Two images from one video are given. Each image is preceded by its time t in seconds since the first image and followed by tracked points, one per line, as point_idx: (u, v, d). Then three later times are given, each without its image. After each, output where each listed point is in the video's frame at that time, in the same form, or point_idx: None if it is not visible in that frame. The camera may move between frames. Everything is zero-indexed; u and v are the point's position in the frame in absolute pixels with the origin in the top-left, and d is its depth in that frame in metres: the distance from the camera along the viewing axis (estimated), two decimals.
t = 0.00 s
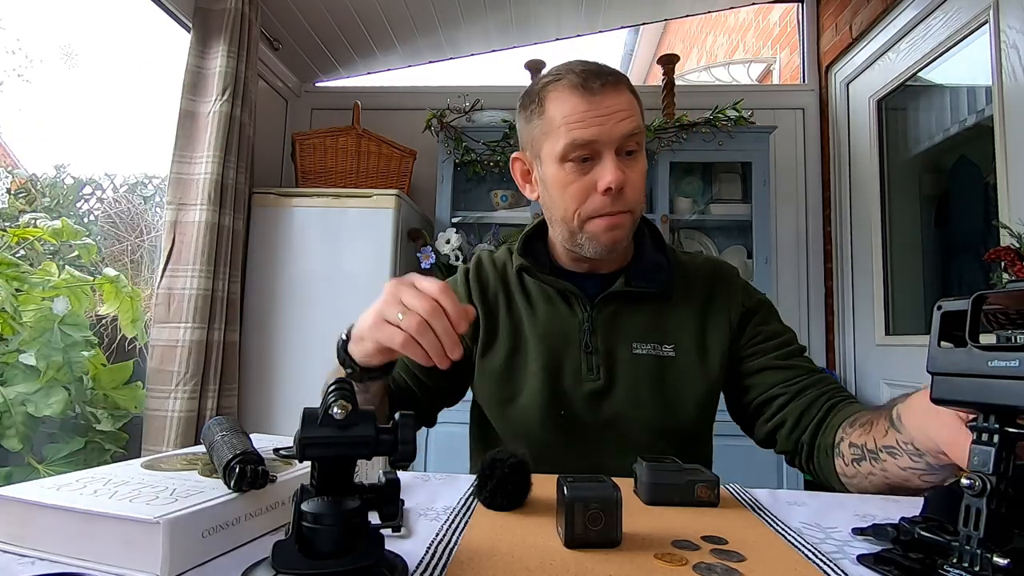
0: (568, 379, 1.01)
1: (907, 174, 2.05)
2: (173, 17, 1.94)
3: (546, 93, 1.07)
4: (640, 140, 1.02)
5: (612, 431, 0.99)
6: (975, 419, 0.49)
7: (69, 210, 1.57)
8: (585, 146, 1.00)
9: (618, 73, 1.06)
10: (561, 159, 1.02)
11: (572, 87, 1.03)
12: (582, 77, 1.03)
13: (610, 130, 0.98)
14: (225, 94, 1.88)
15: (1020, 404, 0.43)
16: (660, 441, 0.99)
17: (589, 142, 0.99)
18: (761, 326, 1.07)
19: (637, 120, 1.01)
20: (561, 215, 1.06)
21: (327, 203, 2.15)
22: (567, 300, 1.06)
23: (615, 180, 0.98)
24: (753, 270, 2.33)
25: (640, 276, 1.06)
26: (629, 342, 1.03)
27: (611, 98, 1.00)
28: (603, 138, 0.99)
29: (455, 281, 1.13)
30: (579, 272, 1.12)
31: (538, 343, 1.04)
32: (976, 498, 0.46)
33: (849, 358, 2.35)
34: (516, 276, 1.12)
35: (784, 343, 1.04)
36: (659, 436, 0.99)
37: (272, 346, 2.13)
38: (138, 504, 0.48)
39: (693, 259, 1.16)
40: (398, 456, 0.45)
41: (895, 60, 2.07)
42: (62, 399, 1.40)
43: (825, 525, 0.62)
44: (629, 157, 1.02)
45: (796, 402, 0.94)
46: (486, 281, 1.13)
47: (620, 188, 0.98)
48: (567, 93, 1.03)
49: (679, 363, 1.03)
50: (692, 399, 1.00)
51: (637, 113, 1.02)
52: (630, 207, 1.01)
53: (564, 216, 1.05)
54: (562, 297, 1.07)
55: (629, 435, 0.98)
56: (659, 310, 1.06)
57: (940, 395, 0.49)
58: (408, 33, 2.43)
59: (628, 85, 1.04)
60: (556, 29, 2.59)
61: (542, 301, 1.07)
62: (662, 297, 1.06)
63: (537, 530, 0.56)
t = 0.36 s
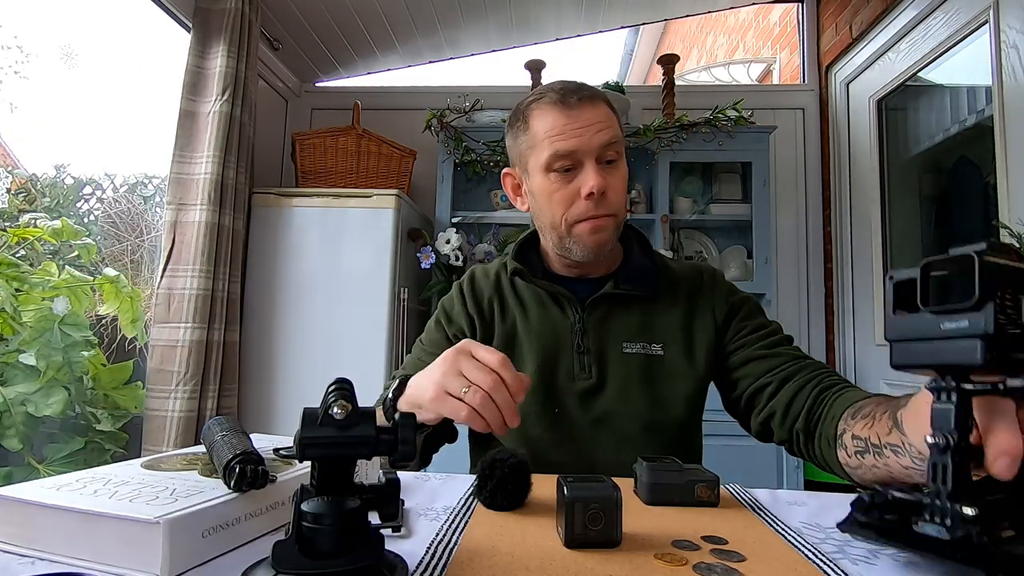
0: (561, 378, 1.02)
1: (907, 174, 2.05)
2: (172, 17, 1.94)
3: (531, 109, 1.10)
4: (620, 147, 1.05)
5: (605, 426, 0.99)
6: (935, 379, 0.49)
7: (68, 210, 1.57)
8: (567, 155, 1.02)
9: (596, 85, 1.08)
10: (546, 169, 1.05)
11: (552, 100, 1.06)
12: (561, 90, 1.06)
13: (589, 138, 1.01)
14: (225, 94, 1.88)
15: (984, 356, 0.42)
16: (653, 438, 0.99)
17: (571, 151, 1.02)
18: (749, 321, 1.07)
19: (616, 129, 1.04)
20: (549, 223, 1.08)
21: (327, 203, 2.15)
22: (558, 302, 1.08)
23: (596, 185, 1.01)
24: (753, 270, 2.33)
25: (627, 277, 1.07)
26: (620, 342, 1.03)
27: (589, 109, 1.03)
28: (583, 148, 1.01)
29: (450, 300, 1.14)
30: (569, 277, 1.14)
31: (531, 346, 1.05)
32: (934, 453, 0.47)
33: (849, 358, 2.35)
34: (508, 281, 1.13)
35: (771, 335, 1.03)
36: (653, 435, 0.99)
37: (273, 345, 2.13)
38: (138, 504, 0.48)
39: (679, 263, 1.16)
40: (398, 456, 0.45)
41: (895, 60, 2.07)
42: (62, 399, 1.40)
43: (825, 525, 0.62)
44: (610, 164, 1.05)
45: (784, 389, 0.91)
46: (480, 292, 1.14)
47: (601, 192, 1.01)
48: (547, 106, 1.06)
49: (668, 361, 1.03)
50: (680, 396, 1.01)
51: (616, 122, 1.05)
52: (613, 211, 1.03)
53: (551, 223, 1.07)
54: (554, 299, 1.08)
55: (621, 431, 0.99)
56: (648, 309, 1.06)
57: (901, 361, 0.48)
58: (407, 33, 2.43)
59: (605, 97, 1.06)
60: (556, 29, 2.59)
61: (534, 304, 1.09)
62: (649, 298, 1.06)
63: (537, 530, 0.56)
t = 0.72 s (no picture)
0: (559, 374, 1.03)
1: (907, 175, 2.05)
2: (172, 17, 1.94)
3: (521, 111, 1.11)
4: (608, 144, 1.06)
5: (604, 420, 0.99)
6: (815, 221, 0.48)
7: (69, 210, 1.57)
8: (557, 153, 1.03)
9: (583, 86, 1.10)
10: (537, 168, 1.05)
11: (540, 101, 1.07)
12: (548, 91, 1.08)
13: (577, 136, 1.02)
14: (225, 94, 1.88)
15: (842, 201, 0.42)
16: (654, 436, 0.98)
17: (560, 149, 1.03)
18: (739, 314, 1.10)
19: (602, 126, 1.05)
20: (542, 221, 1.09)
21: (327, 203, 2.15)
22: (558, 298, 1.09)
23: (587, 181, 1.01)
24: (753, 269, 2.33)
25: (624, 275, 1.09)
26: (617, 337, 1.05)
27: (577, 108, 1.04)
28: (572, 145, 1.02)
29: (456, 286, 1.14)
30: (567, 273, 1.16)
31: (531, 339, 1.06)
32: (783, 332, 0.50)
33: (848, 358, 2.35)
34: (510, 276, 1.14)
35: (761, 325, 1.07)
36: (654, 433, 0.99)
37: (273, 345, 2.13)
38: (138, 504, 0.48)
39: (673, 262, 1.18)
40: (398, 456, 0.45)
41: (895, 60, 2.07)
42: (62, 399, 1.39)
43: (825, 525, 0.62)
44: (599, 161, 1.06)
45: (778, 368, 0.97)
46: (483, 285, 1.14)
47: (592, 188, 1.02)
48: (535, 107, 1.07)
49: (666, 356, 1.04)
50: (677, 390, 1.01)
51: (602, 120, 1.06)
52: (605, 206, 1.04)
53: (545, 222, 1.08)
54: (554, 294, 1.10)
55: (620, 426, 0.99)
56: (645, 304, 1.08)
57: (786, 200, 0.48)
58: (407, 33, 2.43)
59: (591, 96, 1.08)
60: (556, 29, 2.59)
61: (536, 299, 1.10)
62: (645, 295, 1.08)
63: (537, 530, 0.56)
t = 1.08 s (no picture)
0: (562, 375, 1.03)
1: (908, 174, 2.05)
2: (172, 17, 1.94)
3: (533, 113, 1.12)
4: (615, 146, 1.05)
5: (605, 422, 0.99)
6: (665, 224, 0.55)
7: (69, 210, 1.57)
8: (560, 154, 1.04)
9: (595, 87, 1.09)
10: (542, 169, 1.06)
11: (548, 104, 1.07)
12: (558, 92, 1.08)
13: (581, 138, 1.02)
14: (225, 94, 1.88)
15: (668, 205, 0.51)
16: (656, 437, 0.99)
17: (564, 150, 1.03)
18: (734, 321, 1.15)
19: (609, 128, 1.04)
20: (549, 221, 1.10)
21: (327, 203, 2.15)
22: (567, 302, 1.12)
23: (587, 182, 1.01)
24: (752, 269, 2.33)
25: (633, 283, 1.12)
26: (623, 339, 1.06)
27: (583, 110, 1.04)
28: (575, 147, 1.02)
29: (465, 287, 1.15)
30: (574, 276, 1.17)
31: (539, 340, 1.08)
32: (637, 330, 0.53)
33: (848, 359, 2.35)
34: (521, 277, 1.15)
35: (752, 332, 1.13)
36: (654, 434, 0.99)
37: (273, 345, 2.13)
38: (138, 504, 0.48)
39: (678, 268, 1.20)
40: (398, 456, 0.45)
41: (895, 60, 2.07)
42: (62, 400, 1.39)
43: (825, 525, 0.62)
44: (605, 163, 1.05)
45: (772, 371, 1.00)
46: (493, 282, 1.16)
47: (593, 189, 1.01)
48: (543, 108, 1.08)
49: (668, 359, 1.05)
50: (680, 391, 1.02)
51: (610, 122, 1.05)
52: (608, 208, 1.03)
53: (551, 222, 1.09)
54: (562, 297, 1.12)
55: (621, 428, 0.99)
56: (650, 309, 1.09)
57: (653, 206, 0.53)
58: (407, 33, 2.43)
59: (601, 96, 1.07)
60: (556, 29, 2.59)
61: (545, 301, 1.11)
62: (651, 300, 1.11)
63: (537, 530, 0.56)
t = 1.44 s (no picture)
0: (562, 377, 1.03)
1: (907, 174, 2.05)
2: (172, 17, 1.94)
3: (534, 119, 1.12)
4: (614, 151, 1.04)
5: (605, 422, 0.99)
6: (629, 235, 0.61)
7: (68, 210, 1.57)
8: (557, 160, 1.04)
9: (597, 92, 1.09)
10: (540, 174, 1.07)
11: (548, 110, 1.08)
12: (558, 98, 1.08)
13: (577, 143, 1.02)
14: (225, 94, 1.88)
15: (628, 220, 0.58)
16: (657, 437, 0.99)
17: (561, 156, 1.03)
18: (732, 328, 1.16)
19: (608, 133, 1.04)
20: (547, 226, 1.10)
21: (327, 203, 2.15)
22: (568, 308, 1.11)
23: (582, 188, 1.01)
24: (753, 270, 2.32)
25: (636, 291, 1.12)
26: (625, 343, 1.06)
27: (581, 115, 1.04)
28: (571, 153, 1.03)
29: (469, 293, 1.16)
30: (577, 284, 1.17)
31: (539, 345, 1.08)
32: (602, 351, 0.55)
33: (848, 359, 2.35)
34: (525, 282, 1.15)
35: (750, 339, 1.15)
36: (653, 437, 0.99)
37: (272, 345, 2.13)
38: (138, 504, 0.48)
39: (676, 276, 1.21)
40: (399, 456, 0.45)
41: (895, 60, 2.07)
42: (62, 399, 1.39)
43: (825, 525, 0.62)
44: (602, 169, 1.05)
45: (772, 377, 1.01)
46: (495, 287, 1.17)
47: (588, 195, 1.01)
48: (543, 114, 1.08)
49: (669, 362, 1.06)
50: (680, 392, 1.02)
51: (610, 127, 1.05)
52: (604, 213, 1.03)
53: (549, 227, 1.09)
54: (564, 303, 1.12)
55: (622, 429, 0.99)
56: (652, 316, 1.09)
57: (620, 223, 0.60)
58: (407, 33, 2.43)
59: (602, 101, 1.06)
60: (556, 29, 2.59)
61: (547, 305, 1.11)
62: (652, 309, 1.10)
63: (537, 530, 0.57)
